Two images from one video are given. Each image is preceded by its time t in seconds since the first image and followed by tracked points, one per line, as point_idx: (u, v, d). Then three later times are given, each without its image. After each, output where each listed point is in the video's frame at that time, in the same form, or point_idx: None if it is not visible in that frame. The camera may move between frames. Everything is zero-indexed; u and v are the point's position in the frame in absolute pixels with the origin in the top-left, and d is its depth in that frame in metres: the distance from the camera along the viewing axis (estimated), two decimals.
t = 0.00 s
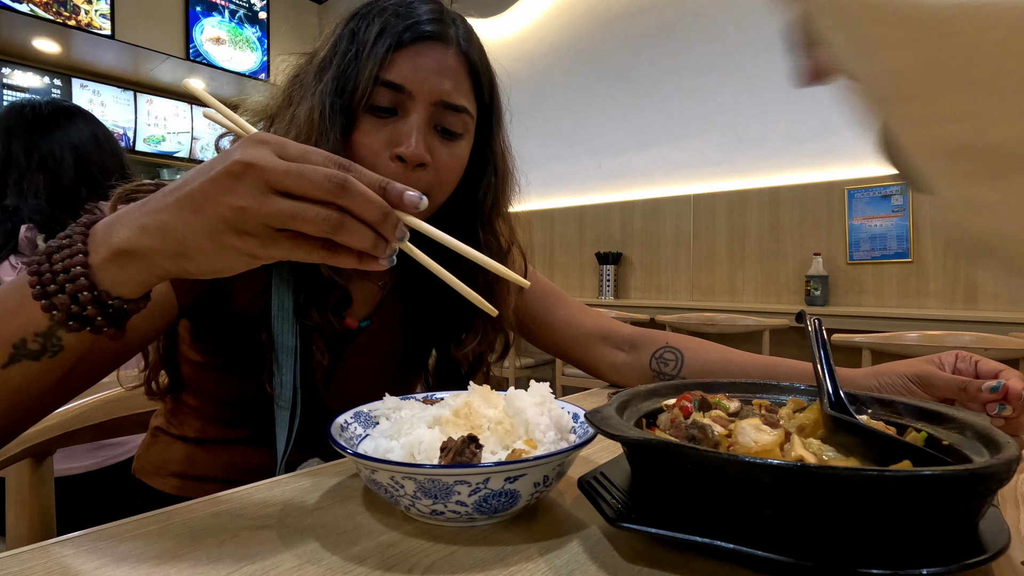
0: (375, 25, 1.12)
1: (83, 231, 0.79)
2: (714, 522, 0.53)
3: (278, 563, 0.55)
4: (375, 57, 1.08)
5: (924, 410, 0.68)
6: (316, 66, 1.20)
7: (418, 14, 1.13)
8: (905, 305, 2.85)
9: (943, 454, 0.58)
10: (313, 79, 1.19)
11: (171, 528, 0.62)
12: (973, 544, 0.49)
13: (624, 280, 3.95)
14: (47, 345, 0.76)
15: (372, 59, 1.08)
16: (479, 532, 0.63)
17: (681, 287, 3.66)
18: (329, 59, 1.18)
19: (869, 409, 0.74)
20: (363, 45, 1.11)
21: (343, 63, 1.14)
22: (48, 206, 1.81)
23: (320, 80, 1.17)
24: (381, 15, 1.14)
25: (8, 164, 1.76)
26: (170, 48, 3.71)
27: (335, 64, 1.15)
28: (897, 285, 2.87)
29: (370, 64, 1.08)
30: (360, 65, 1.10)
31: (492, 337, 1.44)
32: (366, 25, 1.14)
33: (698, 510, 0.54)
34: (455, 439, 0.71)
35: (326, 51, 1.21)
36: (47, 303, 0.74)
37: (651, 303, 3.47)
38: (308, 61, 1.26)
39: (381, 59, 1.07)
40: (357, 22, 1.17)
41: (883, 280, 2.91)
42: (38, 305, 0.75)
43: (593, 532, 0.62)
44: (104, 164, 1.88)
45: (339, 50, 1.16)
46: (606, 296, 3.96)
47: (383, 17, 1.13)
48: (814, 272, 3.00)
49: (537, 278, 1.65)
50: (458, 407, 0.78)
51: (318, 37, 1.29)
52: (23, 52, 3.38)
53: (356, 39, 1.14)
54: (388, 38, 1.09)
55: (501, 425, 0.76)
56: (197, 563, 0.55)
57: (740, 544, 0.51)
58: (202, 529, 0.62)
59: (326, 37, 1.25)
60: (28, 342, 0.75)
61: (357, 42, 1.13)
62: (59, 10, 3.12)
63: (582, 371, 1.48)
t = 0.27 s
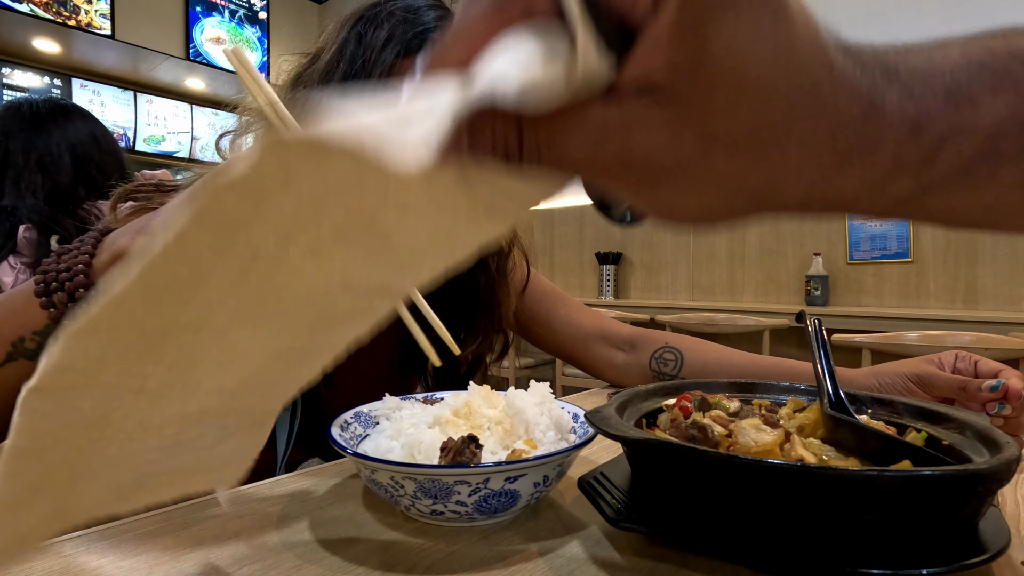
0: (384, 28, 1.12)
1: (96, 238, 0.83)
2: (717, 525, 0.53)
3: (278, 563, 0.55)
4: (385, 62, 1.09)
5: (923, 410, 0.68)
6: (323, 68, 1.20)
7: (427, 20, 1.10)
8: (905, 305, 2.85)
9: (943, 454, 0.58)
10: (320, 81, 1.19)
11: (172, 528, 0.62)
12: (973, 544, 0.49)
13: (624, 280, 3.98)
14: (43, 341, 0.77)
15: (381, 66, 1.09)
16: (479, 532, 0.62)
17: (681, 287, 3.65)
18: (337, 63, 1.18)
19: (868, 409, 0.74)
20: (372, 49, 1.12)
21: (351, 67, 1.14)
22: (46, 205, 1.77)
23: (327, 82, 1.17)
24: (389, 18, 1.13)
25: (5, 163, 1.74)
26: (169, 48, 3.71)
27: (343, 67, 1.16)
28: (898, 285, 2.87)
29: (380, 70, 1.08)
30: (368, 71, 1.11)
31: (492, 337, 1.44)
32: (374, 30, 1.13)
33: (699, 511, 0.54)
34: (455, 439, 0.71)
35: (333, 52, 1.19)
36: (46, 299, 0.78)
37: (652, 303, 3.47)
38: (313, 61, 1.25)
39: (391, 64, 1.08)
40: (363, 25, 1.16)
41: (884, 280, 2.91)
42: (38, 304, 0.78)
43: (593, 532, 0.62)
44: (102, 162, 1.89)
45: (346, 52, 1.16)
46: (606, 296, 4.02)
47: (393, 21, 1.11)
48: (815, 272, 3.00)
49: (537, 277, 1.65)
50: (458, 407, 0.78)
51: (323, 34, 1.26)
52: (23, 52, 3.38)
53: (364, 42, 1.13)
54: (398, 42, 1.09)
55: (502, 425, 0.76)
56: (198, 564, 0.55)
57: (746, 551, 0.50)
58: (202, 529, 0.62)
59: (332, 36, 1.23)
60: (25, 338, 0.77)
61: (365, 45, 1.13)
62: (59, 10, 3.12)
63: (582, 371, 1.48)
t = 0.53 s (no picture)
0: (391, 32, 1.14)
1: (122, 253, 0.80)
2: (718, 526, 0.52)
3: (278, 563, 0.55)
4: (391, 67, 1.10)
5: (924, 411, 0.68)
6: (327, 69, 1.19)
7: (433, 26, 1.15)
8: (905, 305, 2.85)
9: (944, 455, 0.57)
10: (324, 81, 1.19)
11: (173, 528, 0.62)
12: (974, 544, 0.49)
13: (623, 280, 3.95)
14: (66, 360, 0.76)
15: (387, 70, 1.10)
16: (479, 533, 0.62)
17: (681, 287, 3.66)
18: (342, 64, 1.17)
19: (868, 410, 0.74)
20: (379, 52, 1.12)
21: (357, 69, 1.14)
22: (45, 205, 1.79)
23: (333, 84, 1.17)
24: (396, 23, 1.15)
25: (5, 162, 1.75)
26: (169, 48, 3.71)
27: (349, 68, 1.15)
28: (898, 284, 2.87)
29: (386, 74, 1.10)
30: (374, 75, 1.11)
31: (492, 339, 1.44)
32: (381, 33, 1.15)
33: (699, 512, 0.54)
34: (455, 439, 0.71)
35: (337, 52, 1.19)
36: (71, 321, 0.74)
37: (652, 303, 3.47)
38: (317, 61, 1.25)
39: (398, 69, 1.09)
40: (370, 28, 1.17)
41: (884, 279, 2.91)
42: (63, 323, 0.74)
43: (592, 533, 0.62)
44: (102, 162, 1.87)
45: (352, 54, 1.16)
46: (606, 296, 3.97)
47: (399, 26, 1.14)
48: (815, 272, 3.00)
49: (537, 278, 1.66)
50: (458, 407, 0.78)
51: (327, 34, 1.27)
52: (23, 52, 3.38)
53: (371, 45, 1.14)
54: (405, 47, 1.11)
55: (501, 425, 0.76)
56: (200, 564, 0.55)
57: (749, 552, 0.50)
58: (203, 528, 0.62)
59: (337, 36, 1.23)
60: (48, 356, 0.75)
61: (371, 49, 1.14)
62: (59, 10, 3.12)
63: (582, 371, 1.48)
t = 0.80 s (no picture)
0: (398, 35, 1.14)
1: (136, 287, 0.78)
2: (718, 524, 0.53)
3: (278, 563, 0.55)
4: (398, 71, 1.10)
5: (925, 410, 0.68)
6: (332, 71, 1.18)
7: (439, 29, 1.15)
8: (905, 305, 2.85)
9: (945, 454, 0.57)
10: (329, 83, 1.18)
11: (174, 528, 0.62)
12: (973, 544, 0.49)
13: (624, 280, 3.95)
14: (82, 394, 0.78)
15: (394, 73, 1.10)
16: (479, 533, 0.62)
17: (681, 287, 3.66)
18: (347, 66, 1.17)
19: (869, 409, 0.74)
20: (386, 55, 1.12)
21: (363, 72, 1.14)
22: (45, 205, 1.78)
23: (338, 86, 1.16)
24: (402, 26, 1.15)
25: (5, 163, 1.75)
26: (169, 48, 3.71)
27: (354, 71, 1.15)
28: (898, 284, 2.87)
29: (393, 77, 1.10)
30: (380, 79, 1.11)
31: (495, 342, 1.44)
32: (387, 36, 1.15)
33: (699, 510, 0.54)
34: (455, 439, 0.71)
35: (342, 55, 1.19)
36: (90, 360, 0.74)
37: (652, 303, 3.46)
38: (320, 63, 1.25)
39: (404, 72, 1.10)
40: (377, 30, 1.17)
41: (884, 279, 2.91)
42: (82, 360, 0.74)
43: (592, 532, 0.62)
44: (102, 162, 1.88)
45: (359, 56, 1.16)
46: (606, 296, 3.97)
47: (405, 29, 1.14)
48: (815, 272, 3.01)
49: (538, 279, 1.66)
50: (458, 407, 0.78)
51: (332, 36, 1.26)
52: (23, 52, 3.37)
53: (377, 48, 1.14)
54: (412, 51, 1.11)
55: (502, 425, 0.76)
56: (200, 563, 0.55)
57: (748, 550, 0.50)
58: (203, 528, 0.62)
59: (342, 38, 1.23)
60: (64, 389, 0.77)
61: (377, 52, 1.14)
62: (59, 10, 3.12)
63: (583, 371, 1.48)
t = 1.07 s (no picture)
0: (399, 35, 1.14)
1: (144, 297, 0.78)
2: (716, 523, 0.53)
3: (278, 563, 0.55)
4: (399, 71, 1.10)
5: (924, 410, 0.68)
6: (332, 72, 1.18)
7: (439, 30, 1.15)
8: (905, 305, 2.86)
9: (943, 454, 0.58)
10: (330, 84, 1.18)
11: (175, 527, 0.62)
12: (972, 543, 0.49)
13: (624, 280, 3.95)
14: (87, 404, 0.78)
15: (395, 74, 1.10)
16: (480, 532, 0.62)
17: (681, 287, 3.67)
18: (348, 67, 1.17)
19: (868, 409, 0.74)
20: (387, 56, 1.12)
21: (364, 72, 1.14)
22: (45, 205, 1.78)
23: (338, 87, 1.16)
24: (403, 27, 1.15)
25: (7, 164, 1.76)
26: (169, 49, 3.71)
27: (355, 71, 1.15)
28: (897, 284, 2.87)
29: (394, 78, 1.10)
30: (382, 81, 1.11)
31: (495, 342, 1.44)
32: (388, 36, 1.15)
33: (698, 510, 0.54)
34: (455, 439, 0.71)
35: (343, 55, 1.19)
36: (97, 371, 0.74)
37: (652, 303, 3.46)
38: (320, 64, 1.24)
39: (405, 73, 1.10)
40: (378, 31, 1.17)
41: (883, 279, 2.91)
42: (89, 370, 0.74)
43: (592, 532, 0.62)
44: (103, 162, 1.88)
45: (359, 57, 1.16)
46: (606, 296, 3.96)
47: (405, 30, 1.14)
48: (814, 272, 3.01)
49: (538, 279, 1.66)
50: (458, 407, 0.78)
51: (332, 36, 1.26)
52: (23, 52, 3.37)
53: (377, 49, 1.14)
54: (413, 52, 1.11)
55: (502, 425, 0.76)
56: (201, 563, 0.55)
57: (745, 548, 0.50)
58: (204, 527, 0.62)
59: (342, 39, 1.23)
60: (69, 400, 0.77)
61: (378, 52, 1.14)
62: (59, 10, 3.12)
63: (583, 372, 1.48)
